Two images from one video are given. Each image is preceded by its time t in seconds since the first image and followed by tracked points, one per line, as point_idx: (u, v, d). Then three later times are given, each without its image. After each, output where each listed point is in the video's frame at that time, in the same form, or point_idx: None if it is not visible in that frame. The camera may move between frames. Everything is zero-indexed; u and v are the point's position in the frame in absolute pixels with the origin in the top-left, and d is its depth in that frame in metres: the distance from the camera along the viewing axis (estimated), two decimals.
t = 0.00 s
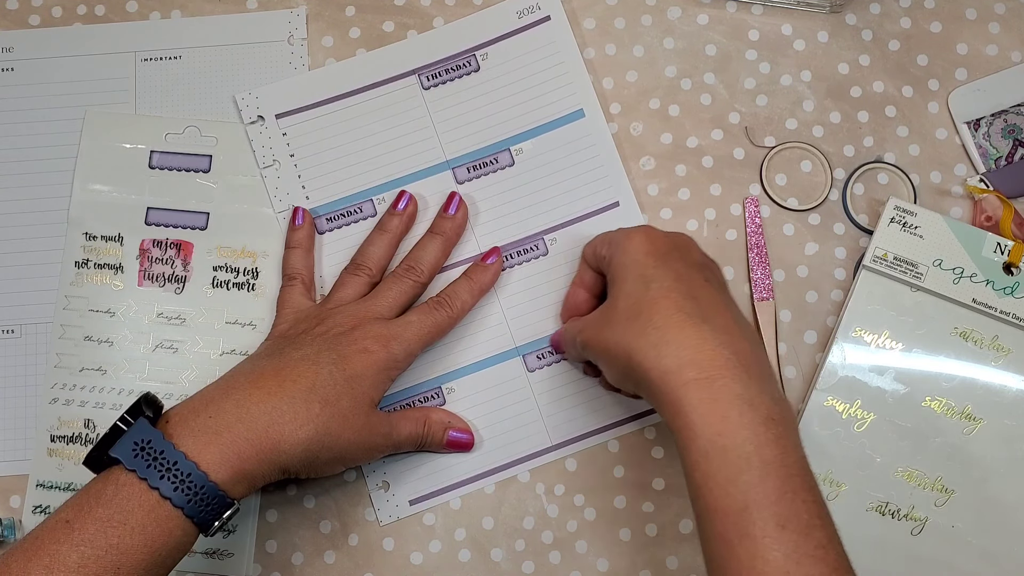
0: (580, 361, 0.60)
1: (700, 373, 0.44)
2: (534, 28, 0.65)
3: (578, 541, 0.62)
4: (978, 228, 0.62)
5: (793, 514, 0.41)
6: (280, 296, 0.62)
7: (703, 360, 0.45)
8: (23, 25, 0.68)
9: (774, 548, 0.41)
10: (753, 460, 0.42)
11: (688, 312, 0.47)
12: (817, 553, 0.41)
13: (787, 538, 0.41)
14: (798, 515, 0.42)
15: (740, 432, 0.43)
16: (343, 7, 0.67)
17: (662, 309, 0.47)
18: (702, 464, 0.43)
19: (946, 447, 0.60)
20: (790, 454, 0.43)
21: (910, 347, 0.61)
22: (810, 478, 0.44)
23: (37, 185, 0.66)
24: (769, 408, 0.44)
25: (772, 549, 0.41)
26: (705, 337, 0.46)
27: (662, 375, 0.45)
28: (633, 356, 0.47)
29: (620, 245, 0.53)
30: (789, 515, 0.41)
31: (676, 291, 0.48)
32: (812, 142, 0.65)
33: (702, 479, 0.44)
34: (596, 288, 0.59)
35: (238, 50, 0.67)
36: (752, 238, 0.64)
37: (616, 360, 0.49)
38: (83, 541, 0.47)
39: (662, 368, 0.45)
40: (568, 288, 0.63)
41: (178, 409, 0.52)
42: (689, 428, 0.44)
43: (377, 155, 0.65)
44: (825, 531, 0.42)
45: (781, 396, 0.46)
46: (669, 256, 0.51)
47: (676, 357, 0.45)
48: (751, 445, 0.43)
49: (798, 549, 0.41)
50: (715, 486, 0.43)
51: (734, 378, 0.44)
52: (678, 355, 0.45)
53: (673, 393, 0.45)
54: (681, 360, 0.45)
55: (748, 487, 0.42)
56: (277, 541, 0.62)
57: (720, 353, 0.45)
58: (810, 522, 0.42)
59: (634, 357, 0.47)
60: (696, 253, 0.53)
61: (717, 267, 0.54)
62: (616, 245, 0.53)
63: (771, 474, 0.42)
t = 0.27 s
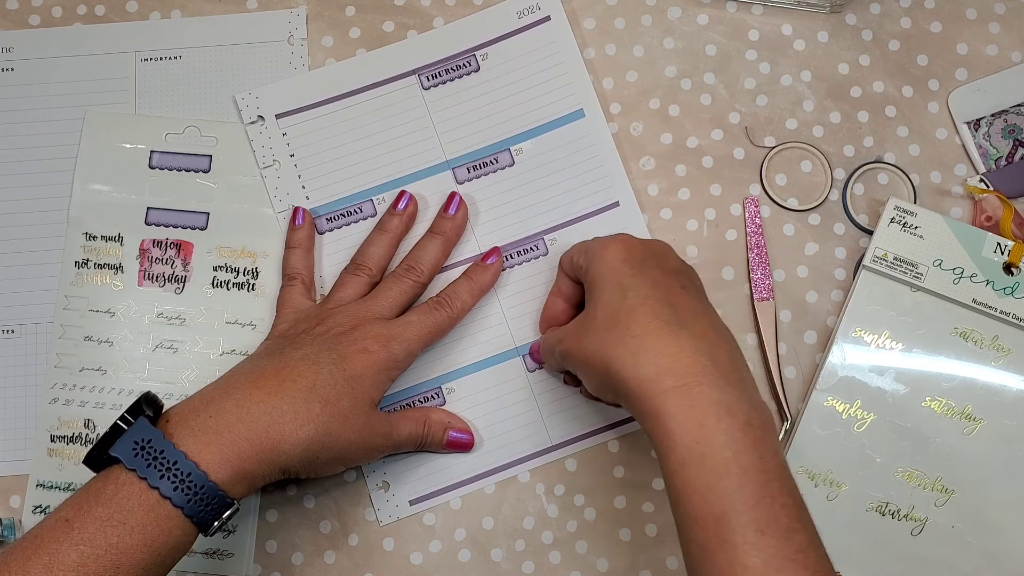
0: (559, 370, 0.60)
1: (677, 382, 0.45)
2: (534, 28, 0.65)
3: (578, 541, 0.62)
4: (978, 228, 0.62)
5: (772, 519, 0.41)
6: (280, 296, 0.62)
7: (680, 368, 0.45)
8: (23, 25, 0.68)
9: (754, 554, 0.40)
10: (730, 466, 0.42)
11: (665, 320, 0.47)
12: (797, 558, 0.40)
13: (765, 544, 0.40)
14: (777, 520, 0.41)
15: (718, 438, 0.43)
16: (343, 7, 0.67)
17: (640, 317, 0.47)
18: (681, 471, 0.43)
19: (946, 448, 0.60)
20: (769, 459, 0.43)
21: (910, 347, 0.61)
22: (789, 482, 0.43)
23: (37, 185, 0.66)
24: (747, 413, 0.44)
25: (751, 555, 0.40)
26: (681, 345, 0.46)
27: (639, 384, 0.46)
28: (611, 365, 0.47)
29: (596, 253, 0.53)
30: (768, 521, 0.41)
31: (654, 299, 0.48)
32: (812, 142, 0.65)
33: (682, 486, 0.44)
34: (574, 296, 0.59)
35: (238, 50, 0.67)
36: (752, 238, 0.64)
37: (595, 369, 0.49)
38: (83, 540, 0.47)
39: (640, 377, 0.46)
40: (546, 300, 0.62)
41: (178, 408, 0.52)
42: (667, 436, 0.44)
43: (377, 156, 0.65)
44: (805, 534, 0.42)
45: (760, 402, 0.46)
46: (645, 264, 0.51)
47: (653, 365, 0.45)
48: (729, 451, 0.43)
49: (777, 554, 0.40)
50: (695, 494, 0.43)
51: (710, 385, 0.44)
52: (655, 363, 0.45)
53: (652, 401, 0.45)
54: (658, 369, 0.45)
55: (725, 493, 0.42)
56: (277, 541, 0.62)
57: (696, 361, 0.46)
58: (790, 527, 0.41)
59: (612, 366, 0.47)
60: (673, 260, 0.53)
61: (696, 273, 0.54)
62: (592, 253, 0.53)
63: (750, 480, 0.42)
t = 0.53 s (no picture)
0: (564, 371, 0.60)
1: (680, 382, 0.44)
2: (534, 28, 0.65)
3: (578, 541, 0.62)
4: (978, 228, 0.62)
5: (776, 521, 0.40)
6: (280, 296, 0.62)
7: (683, 368, 0.45)
8: (23, 25, 0.68)
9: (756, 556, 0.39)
10: (734, 467, 0.42)
11: (668, 321, 0.47)
12: (800, 559, 0.39)
13: (768, 545, 0.40)
14: (780, 520, 0.40)
15: (722, 439, 0.43)
16: (343, 7, 0.67)
17: (644, 318, 0.48)
18: (683, 472, 0.43)
19: (947, 448, 0.60)
20: (772, 460, 0.43)
21: (910, 347, 0.61)
22: (793, 483, 0.43)
23: (37, 185, 0.66)
24: (750, 414, 0.44)
25: (755, 556, 0.39)
26: (685, 346, 0.46)
27: (643, 385, 0.46)
28: (615, 365, 0.47)
29: (600, 255, 0.53)
30: (771, 522, 0.40)
31: (658, 300, 0.49)
32: (812, 142, 0.65)
33: (685, 487, 0.43)
34: (579, 297, 0.59)
35: (238, 50, 0.67)
36: (752, 238, 0.64)
37: (600, 370, 0.49)
38: (83, 540, 0.47)
39: (644, 377, 0.46)
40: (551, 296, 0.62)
41: (180, 408, 0.52)
42: (670, 436, 0.44)
43: (377, 156, 0.65)
44: (808, 535, 0.41)
45: (765, 404, 0.46)
46: (650, 265, 0.51)
47: (658, 365, 0.45)
48: (731, 452, 0.42)
49: (780, 556, 0.39)
50: (697, 495, 0.42)
51: (714, 385, 0.44)
52: (659, 363, 0.46)
53: (656, 401, 0.45)
54: (662, 369, 0.45)
55: (728, 494, 0.41)
56: (277, 542, 0.62)
57: (699, 362, 0.45)
58: (793, 528, 0.40)
59: (616, 366, 0.47)
60: (678, 262, 0.53)
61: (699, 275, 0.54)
62: (596, 254, 0.53)
63: (753, 481, 0.41)
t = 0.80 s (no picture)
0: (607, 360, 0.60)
1: (728, 375, 0.45)
2: (533, 28, 0.65)
3: (578, 541, 0.62)
4: (978, 228, 0.62)
5: (819, 516, 0.41)
6: (279, 297, 0.62)
7: (730, 361, 0.46)
8: (23, 25, 0.68)
9: (798, 550, 0.41)
10: (780, 462, 0.43)
11: (716, 314, 0.48)
12: (842, 555, 0.41)
13: (812, 540, 0.41)
14: (823, 517, 0.42)
15: (769, 433, 0.43)
16: (343, 8, 0.67)
17: (692, 309, 0.48)
18: (726, 465, 0.44)
19: (947, 448, 0.60)
20: (818, 455, 0.44)
21: (910, 347, 0.61)
22: (838, 478, 0.44)
23: (37, 185, 0.66)
24: (797, 408, 0.45)
25: (799, 549, 0.41)
26: (732, 339, 0.46)
27: (689, 376, 0.46)
28: (660, 357, 0.48)
29: (648, 243, 0.53)
30: (814, 517, 0.41)
31: (706, 291, 0.49)
32: (812, 142, 0.65)
33: (728, 478, 0.44)
34: (625, 287, 0.59)
35: (238, 50, 0.67)
36: (752, 238, 0.64)
37: (642, 360, 0.50)
38: (83, 541, 0.47)
39: (691, 369, 0.46)
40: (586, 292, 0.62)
41: (180, 408, 0.52)
42: (716, 429, 0.45)
43: (377, 156, 0.65)
44: (852, 532, 0.42)
45: (812, 398, 0.46)
46: (698, 255, 0.51)
47: (705, 358, 0.46)
48: (777, 447, 0.43)
49: (825, 551, 0.41)
50: (742, 489, 0.43)
51: (764, 379, 0.45)
52: (707, 356, 0.46)
53: (704, 393, 0.46)
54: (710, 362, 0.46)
55: (774, 488, 0.42)
56: (277, 542, 0.62)
57: (749, 355, 0.46)
58: (836, 524, 0.41)
59: (662, 356, 0.48)
60: (727, 252, 0.53)
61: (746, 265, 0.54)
62: (644, 244, 0.53)
63: (799, 475, 0.42)
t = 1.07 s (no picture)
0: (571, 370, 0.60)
1: (697, 387, 0.45)
2: (544, 25, 0.65)
3: (578, 541, 0.62)
4: (978, 228, 0.62)
5: (787, 528, 0.41)
6: (285, 288, 0.62)
7: (700, 372, 0.45)
8: (23, 25, 0.68)
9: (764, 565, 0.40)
10: (747, 474, 0.42)
11: (685, 324, 0.47)
12: (810, 566, 0.40)
13: (779, 553, 0.40)
14: (792, 528, 0.41)
15: (736, 445, 0.43)
16: (343, 8, 0.67)
17: (660, 320, 0.48)
18: (695, 477, 0.44)
19: (947, 447, 0.60)
20: (785, 467, 0.43)
21: (910, 347, 0.61)
22: (805, 491, 0.43)
23: (37, 184, 0.66)
24: (765, 421, 0.45)
25: (767, 563, 0.40)
26: (700, 350, 0.46)
27: (657, 387, 0.46)
28: (628, 368, 0.47)
29: (616, 255, 0.53)
30: (783, 529, 0.41)
31: (674, 303, 0.49)
32: (812, 142, 0.65)
33: (693, 493, 0.44)
34: (592, 297, 0.59)
35: (238, 50, 0.67)
36: (752, 238, 0.64)
37: (611, 371, 0.49)
38: (80, 522, 0.47)
39: (658, 380, 0.46)
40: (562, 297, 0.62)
41: (179, 391, 0.52)
42: (685, 441, 0.44)
43: (383, 149, 0.65)
44: (819, 544, 0.42)
45: (778, 410, 0.46)
46: (665, 267, 0.51)
47: (673, 369, 0.46)
48: (744, 459, 0.43)
49: (791, 563, 0.40)
50: (710, 500, 0.43)
51: (732, 391, 0.45)
52: (675, 367, 0.46)
53: (671, 404, 0.45)
54: (678, 373, 0.45)
55: (741, 501, 0.42)
56: (277, 541, 0.62)
57: (717, 367, 0.46)
58: (805, 535, 0.41)
59: (630, 368, 0.47)
60: (693, 266, 0.53)
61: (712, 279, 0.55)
62: (611, 256, 0.53)
63: (765, 488, 0.42)
